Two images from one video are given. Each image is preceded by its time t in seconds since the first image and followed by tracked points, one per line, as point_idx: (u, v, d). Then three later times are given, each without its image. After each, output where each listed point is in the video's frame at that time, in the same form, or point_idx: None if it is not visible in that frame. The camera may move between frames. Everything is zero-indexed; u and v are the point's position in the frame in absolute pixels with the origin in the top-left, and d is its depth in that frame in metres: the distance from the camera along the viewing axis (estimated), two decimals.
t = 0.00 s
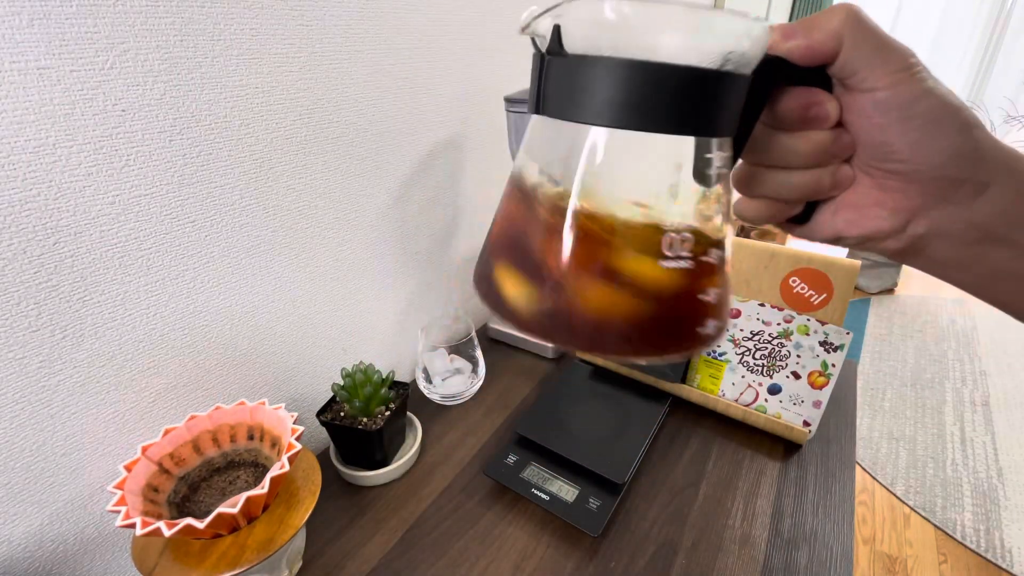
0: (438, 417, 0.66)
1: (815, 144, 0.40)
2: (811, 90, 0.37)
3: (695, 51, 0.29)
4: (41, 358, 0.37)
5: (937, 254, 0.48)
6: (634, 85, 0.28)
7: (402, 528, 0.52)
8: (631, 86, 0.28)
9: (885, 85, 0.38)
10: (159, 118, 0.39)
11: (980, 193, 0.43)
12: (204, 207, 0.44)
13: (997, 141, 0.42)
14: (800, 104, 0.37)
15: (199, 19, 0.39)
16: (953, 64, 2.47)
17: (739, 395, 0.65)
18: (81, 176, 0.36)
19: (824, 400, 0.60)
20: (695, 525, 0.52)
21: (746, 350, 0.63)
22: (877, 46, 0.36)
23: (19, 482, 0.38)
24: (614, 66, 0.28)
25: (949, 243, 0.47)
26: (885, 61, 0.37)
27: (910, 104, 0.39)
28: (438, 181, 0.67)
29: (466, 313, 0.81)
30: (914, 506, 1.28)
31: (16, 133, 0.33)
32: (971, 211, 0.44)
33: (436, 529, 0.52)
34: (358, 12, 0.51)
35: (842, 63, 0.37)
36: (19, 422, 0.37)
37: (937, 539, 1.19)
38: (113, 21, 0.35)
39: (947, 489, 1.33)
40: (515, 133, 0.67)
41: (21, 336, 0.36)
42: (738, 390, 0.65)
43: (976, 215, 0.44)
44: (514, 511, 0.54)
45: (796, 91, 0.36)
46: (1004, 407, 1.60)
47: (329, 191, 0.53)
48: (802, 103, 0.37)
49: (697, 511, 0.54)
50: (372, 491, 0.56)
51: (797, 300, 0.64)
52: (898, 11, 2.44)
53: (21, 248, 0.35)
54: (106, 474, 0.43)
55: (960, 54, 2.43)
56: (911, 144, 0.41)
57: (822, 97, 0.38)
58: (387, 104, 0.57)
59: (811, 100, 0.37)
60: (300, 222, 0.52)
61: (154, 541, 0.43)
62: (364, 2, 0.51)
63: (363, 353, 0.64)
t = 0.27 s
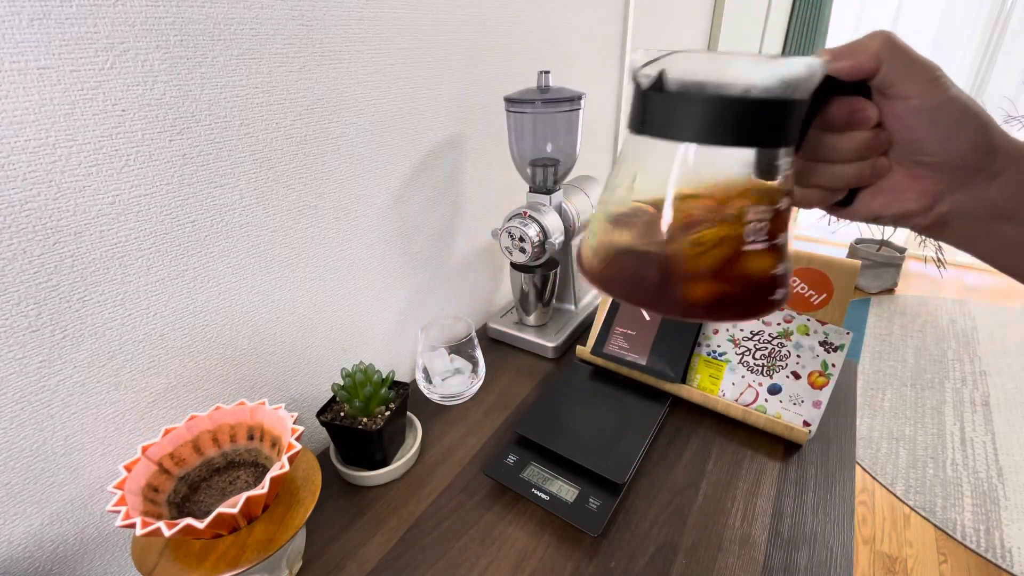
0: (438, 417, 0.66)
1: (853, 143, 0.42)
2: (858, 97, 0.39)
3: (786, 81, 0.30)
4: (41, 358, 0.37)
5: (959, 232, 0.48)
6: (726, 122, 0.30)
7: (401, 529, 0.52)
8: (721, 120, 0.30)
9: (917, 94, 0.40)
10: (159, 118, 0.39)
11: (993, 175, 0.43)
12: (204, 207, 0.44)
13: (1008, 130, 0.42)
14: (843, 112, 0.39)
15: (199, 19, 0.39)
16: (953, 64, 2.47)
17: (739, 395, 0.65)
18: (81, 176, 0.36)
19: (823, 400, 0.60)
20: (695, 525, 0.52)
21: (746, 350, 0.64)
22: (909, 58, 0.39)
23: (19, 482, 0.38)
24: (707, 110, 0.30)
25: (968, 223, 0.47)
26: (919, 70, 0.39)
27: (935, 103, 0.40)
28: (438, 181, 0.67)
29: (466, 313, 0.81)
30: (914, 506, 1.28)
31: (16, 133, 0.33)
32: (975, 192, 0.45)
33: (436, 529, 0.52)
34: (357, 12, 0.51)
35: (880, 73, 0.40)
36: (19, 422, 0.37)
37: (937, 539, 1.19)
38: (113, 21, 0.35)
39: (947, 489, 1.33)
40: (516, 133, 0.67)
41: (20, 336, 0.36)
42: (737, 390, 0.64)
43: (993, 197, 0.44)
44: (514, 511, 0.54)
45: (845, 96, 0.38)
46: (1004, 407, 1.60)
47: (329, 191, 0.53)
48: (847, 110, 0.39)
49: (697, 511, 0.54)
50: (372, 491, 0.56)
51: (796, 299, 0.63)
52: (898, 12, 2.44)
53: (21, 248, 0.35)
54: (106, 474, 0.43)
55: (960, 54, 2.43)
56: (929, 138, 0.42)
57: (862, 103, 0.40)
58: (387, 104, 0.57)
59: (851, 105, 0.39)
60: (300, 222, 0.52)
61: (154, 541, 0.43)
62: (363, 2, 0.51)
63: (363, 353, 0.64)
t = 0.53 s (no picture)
0: (438, 417, 0.66)
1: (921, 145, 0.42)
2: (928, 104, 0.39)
3: (870, 101, 0.33)
4: (41, 358, 0.37)
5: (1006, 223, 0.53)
6: (820, 134, 0.32)
7: (402, 528, 0.52)
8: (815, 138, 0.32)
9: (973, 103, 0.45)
10: (158, 118, 0.39)
11: None
12: (204, 207, 0.44)
13: None
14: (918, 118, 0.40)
15: (199, 19, 0.40)
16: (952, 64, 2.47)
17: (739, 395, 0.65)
18: (81, 176, 0.36)
19: (823, 400, 0.60)
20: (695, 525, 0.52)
21: (746, 350, 0.64)
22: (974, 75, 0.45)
23: (19, 482, 0.38)
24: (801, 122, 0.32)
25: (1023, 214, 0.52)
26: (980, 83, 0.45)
27: (1002, 115, 0.46)
28: (438, 181, 0.67)
29: (466, 313, 0.81)
30: (913, 506, 1.28)
31: (16, 133, 0.33)
32: None
33: (436, 529, 0.52)
34: (357, 12, 0.50)
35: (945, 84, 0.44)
36: (19, 422, 0.37)
37: (937, 539, 1.19)
38: (113, 21, 0.35)
39: (947, 489, 1.33)
40: (515, 133, 0.67)
41: (20, 336, 0.36)
42: (737, 390, 0.64)
43: None
44: (514, 511, 0.54)
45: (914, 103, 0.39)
46: (1004, 407, 1.60)
47: (329, 191, 0.53)
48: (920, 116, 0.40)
49: (697, 511, 0.54)
50: (372, 491, 0.56)
51: (796, 299, 0.62)
52: (898, 12, 2.44)
53: (21, 248, 0.35)
54: (105, 474, 0.43)
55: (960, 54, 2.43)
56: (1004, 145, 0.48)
57: (933, 109, 0.40)
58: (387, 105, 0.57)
59: (922, 111, 0.39)
60: (300, 222, 0.52)
61: (154, 542, 0.43)
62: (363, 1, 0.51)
63: (363, 353, 0.64)
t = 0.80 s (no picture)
0: (438, 417, 0.66)
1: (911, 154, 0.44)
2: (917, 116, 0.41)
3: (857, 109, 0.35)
4: (41, 358, 0.37)
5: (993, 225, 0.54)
6: (805, 139, 0.35)
7: (401, 528, 0.52)
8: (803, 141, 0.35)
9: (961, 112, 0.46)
10: (158, 118, 0.39)
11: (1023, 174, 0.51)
12: (204, 207, 0.44)
13: None
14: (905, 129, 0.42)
15: (199, 19, 0.39)
16: (952, 64, 2.47)
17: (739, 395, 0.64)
18: (81, 176, 0.36)
19: (823, 400, 0.60)
20: (695, 525, 0.52)
21: (746, 350, 0.64)
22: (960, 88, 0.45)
23: (19, 482, 0.38)
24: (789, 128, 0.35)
25: (1005, 214, 0.53)
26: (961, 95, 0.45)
27: (987, 125, 0.47)
28: (438, 181, 0.67)
29: (466, 313, 0.81)
30: (913, 506, 1.28)
31: (16, 133, 0.33)
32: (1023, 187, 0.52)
33: (436, 529, 0.52)
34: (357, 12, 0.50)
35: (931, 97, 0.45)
36: (19, 422, 0.37)
37: (937, 539, 1.19)
38: (113, 21, 0.35)
39: (947, 489, 1.33)
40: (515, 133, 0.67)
41: (20, 336, 0.36)
42: (737, 390, 0.64)
43: None
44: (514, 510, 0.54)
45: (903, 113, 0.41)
46: (1004, 407, 1.60)
47: (329, 191, 0.53)
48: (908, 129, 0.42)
49: (697, 511, 0.54)
50: (372, 491, 0.56)
51: (796, 300, 0.62)
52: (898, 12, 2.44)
53: (21, 248, 0.35)
54: (106, 474, 0.43)
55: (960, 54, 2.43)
56: (986, 151, 0.49)
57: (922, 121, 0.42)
58: (387, 105, 0.57)
59: (911, 121, 0.41)
60: (300, 222, 0.52)
61: (154, 542, 0.43)
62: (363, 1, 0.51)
63: (363, 353, 0.64)
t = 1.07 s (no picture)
0: (438, 417, 0.66)
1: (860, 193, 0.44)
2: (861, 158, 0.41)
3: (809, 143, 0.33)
4: (41, 358, 0.37)
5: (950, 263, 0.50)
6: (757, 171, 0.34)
7: (401, 529, 0.52)
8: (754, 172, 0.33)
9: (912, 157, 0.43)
10: (158, 118, 0.39)
11: (971, 212, 0.47)
12: (204, 207, 0.44)
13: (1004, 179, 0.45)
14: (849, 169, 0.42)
15: (199, 19, 0.40)
16: (952, 64, 2.47)
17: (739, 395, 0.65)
18: (81, 176, 0.36)
19: (823, 400, 0.60)
20: (695, 525, 0.52)
21: (746, 350, 0.64)
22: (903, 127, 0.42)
23: (19, 482, 0.38)
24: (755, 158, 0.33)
25: (961, 254, 0.49)
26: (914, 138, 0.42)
27: (931, 166, 0.44)
28: (438, 181, 0.67)
29: (466, 313, 0.81)
30: (913, 506, 1.28)
31: (16, 133, 0.33)
32: (971, 226, 0.47)
33: (436, 529, 0.52)
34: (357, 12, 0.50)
35: (886, 140, 0.42)
36: (19, 422, 0.37)
37: (937, 539, 1.19)
38: (112, 20, 0.35)
39: (947, 489, 1.33)
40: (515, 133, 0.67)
41: (21, 336, 0.36)
42: (737, 390, 0.64)
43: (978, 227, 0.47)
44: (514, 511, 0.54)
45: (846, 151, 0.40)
46: (1004, 407, 1.60)
47: (329, 191, 0.53)
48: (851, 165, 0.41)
49: (697, 511, 0.54)
50: (372, 491, 0.56)
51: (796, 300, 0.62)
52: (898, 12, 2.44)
53: (21, 248, 0.35)
54: (106, 474, 0.43)
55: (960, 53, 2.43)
56: (934, 189, 0.45)
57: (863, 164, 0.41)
58: (387, 105, 0.57)
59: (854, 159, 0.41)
60: (300, 222, 0.52)
61: (154, 542, 0.43)
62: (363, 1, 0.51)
63: (363, 353, 0.64)
